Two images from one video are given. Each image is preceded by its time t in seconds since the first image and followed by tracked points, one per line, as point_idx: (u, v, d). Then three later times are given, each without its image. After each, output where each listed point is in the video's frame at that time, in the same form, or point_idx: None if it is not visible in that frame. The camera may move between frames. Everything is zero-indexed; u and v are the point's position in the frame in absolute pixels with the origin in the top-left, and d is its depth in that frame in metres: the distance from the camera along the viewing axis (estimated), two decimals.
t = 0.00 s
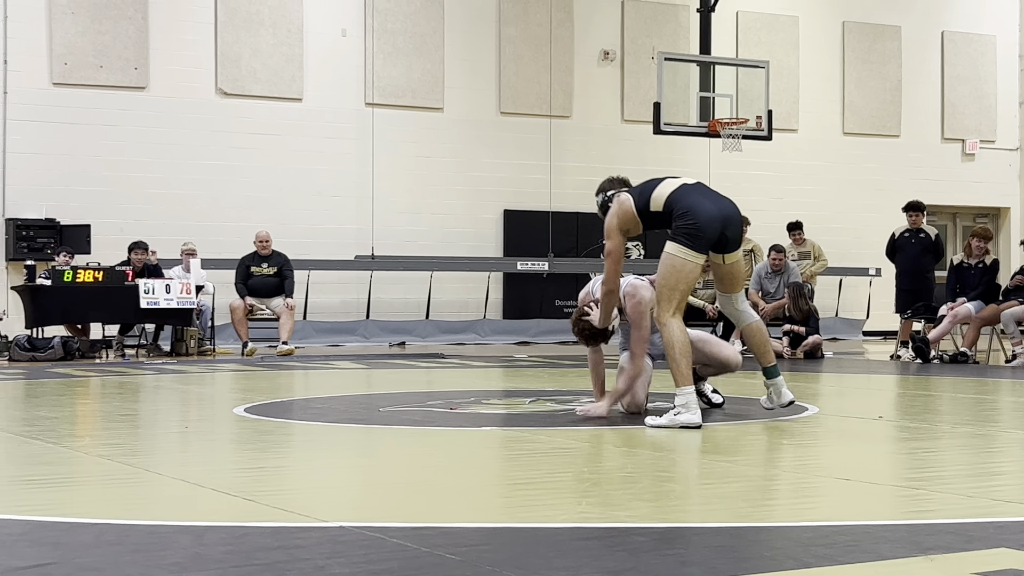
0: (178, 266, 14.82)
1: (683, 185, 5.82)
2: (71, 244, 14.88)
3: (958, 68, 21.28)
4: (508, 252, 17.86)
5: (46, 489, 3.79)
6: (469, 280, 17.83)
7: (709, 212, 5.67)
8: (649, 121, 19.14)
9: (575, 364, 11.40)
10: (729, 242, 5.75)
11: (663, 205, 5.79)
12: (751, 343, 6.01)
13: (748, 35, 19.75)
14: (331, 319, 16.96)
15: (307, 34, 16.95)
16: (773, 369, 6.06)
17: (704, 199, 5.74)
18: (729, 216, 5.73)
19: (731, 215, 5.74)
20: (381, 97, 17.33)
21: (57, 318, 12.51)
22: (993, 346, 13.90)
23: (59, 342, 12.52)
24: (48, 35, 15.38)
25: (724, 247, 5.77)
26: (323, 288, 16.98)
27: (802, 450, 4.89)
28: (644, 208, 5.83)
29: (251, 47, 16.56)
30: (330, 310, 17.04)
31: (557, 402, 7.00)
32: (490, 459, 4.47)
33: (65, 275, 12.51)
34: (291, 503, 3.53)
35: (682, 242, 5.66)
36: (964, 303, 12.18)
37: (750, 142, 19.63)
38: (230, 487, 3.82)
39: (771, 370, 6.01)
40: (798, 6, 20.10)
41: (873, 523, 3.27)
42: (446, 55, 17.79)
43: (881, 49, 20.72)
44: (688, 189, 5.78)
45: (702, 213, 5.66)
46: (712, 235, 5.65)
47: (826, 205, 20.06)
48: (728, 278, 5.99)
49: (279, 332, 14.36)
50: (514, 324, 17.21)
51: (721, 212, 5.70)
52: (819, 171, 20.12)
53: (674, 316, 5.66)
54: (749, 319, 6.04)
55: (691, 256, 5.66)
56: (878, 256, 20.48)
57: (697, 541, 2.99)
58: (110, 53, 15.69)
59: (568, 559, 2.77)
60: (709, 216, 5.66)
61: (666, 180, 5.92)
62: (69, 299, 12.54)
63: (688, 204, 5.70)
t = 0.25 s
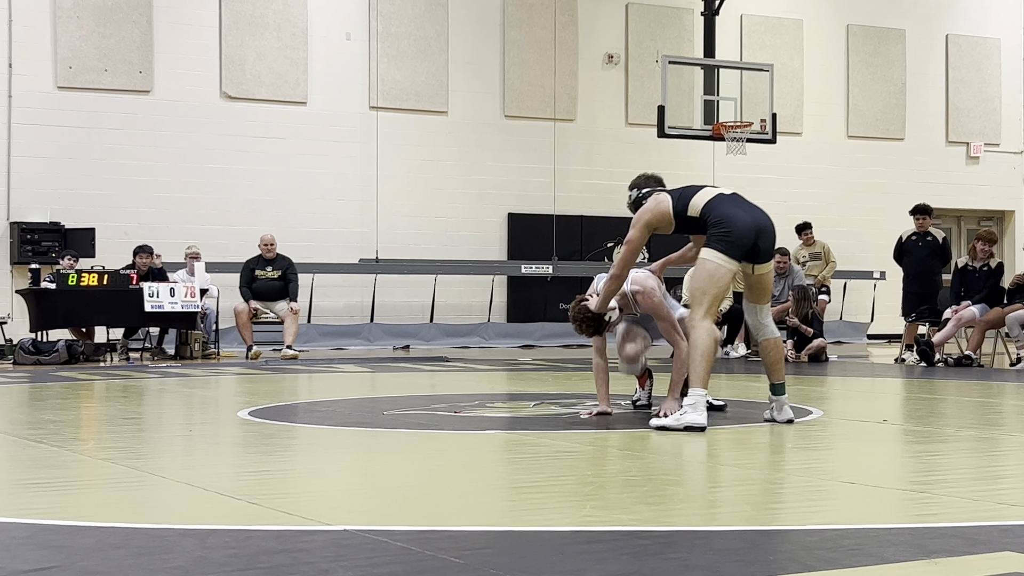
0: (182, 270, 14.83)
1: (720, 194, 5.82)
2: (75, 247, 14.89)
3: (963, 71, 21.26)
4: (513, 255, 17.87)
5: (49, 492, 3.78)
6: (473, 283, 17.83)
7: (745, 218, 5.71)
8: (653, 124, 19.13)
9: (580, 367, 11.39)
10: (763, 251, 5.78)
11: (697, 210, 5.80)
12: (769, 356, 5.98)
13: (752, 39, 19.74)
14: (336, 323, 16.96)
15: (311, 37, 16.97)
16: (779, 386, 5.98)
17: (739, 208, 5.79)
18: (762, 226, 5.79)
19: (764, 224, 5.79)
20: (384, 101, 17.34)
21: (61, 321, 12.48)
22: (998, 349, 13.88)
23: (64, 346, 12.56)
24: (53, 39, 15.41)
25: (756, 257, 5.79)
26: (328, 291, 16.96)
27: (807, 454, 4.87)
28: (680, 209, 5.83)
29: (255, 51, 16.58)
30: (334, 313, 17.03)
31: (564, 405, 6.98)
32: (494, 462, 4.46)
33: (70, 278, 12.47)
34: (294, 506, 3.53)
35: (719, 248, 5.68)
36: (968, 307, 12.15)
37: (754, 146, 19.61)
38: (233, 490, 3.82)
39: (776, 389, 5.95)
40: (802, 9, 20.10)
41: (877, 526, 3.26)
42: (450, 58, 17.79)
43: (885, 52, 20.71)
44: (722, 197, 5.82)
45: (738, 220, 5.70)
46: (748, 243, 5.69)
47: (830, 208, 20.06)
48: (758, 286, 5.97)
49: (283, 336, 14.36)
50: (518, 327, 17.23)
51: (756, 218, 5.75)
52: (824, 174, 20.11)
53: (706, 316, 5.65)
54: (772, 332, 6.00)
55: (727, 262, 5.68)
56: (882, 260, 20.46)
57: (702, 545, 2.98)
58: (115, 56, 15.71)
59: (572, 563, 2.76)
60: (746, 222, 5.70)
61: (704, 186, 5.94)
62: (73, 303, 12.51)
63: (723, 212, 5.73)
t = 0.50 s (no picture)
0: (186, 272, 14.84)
1: (729, 199, 5.84)
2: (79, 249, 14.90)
3: (967, 73, 21.24)
4: (516, 258, 17.87)
5: (53, 494, 3.79)
6: (476, 286, 17.82)
7: (754, 224, 5.72)
8: (657, 126, 19.13)
9: (584, 369, 11.38)
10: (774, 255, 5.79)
11: (708, 218, 5.84)
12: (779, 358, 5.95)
13: (756, 41, 19.73)
14: (339, 325, 16.96)
15: (315, 40, 16.98)
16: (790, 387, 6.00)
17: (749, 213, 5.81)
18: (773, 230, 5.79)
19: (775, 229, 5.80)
20: (389, 103, 17.35)
21: (65, 323, 12.50)
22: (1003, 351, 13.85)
23: (68, 348, 12.58)
24: (57, 41, 15.42)
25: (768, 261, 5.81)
26: (332, 293, 16.96)
27: (812, 456, 4.86)
28: (693, 217, 5.90)
29: (259, 53, 16.59)
30: (337, 315, 17.03)
31: (568, 407, 6.98)
32: (499, 464, 4.46)
33: (74, 280, 12.53)
34: (298, 509, 3.53)
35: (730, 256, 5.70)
36: (974, 308, 12.13)
37: (758, 148, 19.60)
38: (236, 492, 3.82)
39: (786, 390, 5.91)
40: (806, 10, 20.10)
41: (881, 528, 3.26)
42: (453, 60, 17.80)
43: (889, 54, 20.69)
44: (733, 202, 5.84)
45: (748, 227, 5.71)
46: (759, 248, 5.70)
47: (834, 211, 20.04)
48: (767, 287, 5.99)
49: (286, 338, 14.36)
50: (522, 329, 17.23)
51: (766, 223, 5.76)
52: (827, 176, 20.10)
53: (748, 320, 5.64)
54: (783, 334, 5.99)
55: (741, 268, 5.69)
56: (886, 262, 20.44)
57: (706, 547, 2.97)
58: (119, 59, 15.73)
59: (576, 565, 2.76)
60: (756, 228, 5.72)
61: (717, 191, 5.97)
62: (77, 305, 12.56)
63: (733, 218, 5.75)
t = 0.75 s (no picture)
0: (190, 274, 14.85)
1: (722, 194, 5.85)
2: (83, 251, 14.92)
3: (970, 74, 21.22)
4: (520, 259, 17.88)
5: (58, 496, 3.80)
6: (480, 287, 17.82)
7: (745, 221, 5.75)
8: (660, 128, 19.13)
9: (588, 371, 11.38)
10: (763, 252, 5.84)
11: (701, 210, 5.85)
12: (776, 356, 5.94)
13: (759, 42, 19.73)
14: (343, 326, 16.97)
15: (318, 41, 16.99)
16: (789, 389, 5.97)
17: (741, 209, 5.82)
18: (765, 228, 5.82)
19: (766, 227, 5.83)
20: (392, 105, 17.35)
21: (70, 324, 12.52)
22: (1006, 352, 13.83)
23: (73, 350, 12.60)
24: (61, 44, 15.45)
25: (757, 257, 5.86)
26: (335, 295, 16.96)
27: (815, 457, 4.87)
28: (684, 208, 5.90)
29: (263, 55, 16.61)
30: (341, 317, 17.04)
31: (571, 408, 6.99)
32: (502, 466, 4.46)
33: (79, 282, 12.55)
34: (302, 510, 3.53)
35: (717, 251, 5.73)
36: (979, 309, 12.13)
37: (762, 150, 19.60)
38: (240, 494, 3.83)
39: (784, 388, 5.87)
40: (809, 12, 20.09)
41: (885, 529, 3.26)
42: (457, 62, 17.81)
43: (893, 55, 20.67)
44: (727, 196, 5.84)
45: (737, 223, 5.73)
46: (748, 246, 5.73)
47: (838, 212, 20.04)
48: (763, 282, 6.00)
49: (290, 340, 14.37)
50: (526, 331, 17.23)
51: (757, 221, 5.79)
52: (831, 177, 20.09)
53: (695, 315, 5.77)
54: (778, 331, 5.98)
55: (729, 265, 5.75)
56: (890, 263, 20.42)
57: (710, 548, 2.98)
58: (123, 61, 15.75)
59: (580, 566, 2.77)
60: (747, 225, 5.74)
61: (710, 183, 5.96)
62: (82, 306, 12.57)
63: (724, 213, 5.76)
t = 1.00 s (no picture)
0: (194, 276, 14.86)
1: (672, 207, 5.83)
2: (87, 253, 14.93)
3: (974, 75, 21.20)
4: (524, 261, 17.88)
5: (62, 498, 3.80)
6: (483, 288, 17.82)
7: (688, 240, 5.73)
8: (664, 129, 19.13)
9: (591, 372, 11.37)
10: (705, 270, 5.83)
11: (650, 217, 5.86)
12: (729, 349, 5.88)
13: (763, 43, 19.73)
14: (347, 328, 16.97)
15: (322, 43, 17.01)
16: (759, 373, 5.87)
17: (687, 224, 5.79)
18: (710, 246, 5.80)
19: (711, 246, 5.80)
20: (395, 106, 17.36)
21: (73, 326, 12.54)
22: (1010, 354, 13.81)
23: (77, 352, 12.61)
24: (65, 46, 15.47)
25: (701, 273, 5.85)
26: (339, 296, 16.96)
27: (818, 459, 4.86)
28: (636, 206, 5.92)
29: (266, 57, 16.62)
30: (345, 318, 17.04)
31: (575, 410, 6.99)
32: (506, 468, 4.46)
33: (82, 284, 12.56)
34: (306, 512, 3.53)
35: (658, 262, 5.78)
36: (985, 309, 12.12)
37: (765, 151, 19.59)
38: (243, 496, 3.82)
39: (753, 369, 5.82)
40: (813, 13, 20.08)
41: (891, 531, 3.25)
42: (460, 63, 17.82)
43: (897, 56, 20.66)
44: (676, 210, 5.82)
45: (680, 242, 5.73)
46: (688, 266, 5.74)
47: (842, 213, 20.02)
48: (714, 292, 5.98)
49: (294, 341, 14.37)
50: (529, 333, 17.27)
51: (701, 241, 5.75)
52: (835, 178, 20.08)
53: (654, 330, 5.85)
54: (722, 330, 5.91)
55: (665, 279, 5.78)
56: (894, 264, 20.40)
57: (714, 550, 2.98)
58: (127, 63, 15.76)
59: (585, 567, 2.76)
60: (689, 245, 5.73)
61: (667, 186, 5.89)
62: (86, 308, 12.58)
63: (668, 228, 5.77)
